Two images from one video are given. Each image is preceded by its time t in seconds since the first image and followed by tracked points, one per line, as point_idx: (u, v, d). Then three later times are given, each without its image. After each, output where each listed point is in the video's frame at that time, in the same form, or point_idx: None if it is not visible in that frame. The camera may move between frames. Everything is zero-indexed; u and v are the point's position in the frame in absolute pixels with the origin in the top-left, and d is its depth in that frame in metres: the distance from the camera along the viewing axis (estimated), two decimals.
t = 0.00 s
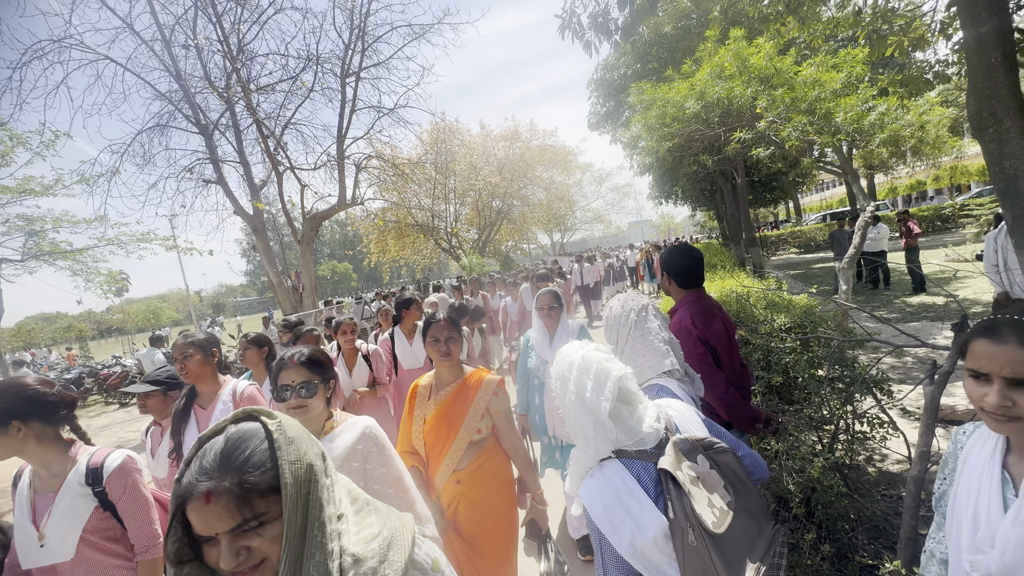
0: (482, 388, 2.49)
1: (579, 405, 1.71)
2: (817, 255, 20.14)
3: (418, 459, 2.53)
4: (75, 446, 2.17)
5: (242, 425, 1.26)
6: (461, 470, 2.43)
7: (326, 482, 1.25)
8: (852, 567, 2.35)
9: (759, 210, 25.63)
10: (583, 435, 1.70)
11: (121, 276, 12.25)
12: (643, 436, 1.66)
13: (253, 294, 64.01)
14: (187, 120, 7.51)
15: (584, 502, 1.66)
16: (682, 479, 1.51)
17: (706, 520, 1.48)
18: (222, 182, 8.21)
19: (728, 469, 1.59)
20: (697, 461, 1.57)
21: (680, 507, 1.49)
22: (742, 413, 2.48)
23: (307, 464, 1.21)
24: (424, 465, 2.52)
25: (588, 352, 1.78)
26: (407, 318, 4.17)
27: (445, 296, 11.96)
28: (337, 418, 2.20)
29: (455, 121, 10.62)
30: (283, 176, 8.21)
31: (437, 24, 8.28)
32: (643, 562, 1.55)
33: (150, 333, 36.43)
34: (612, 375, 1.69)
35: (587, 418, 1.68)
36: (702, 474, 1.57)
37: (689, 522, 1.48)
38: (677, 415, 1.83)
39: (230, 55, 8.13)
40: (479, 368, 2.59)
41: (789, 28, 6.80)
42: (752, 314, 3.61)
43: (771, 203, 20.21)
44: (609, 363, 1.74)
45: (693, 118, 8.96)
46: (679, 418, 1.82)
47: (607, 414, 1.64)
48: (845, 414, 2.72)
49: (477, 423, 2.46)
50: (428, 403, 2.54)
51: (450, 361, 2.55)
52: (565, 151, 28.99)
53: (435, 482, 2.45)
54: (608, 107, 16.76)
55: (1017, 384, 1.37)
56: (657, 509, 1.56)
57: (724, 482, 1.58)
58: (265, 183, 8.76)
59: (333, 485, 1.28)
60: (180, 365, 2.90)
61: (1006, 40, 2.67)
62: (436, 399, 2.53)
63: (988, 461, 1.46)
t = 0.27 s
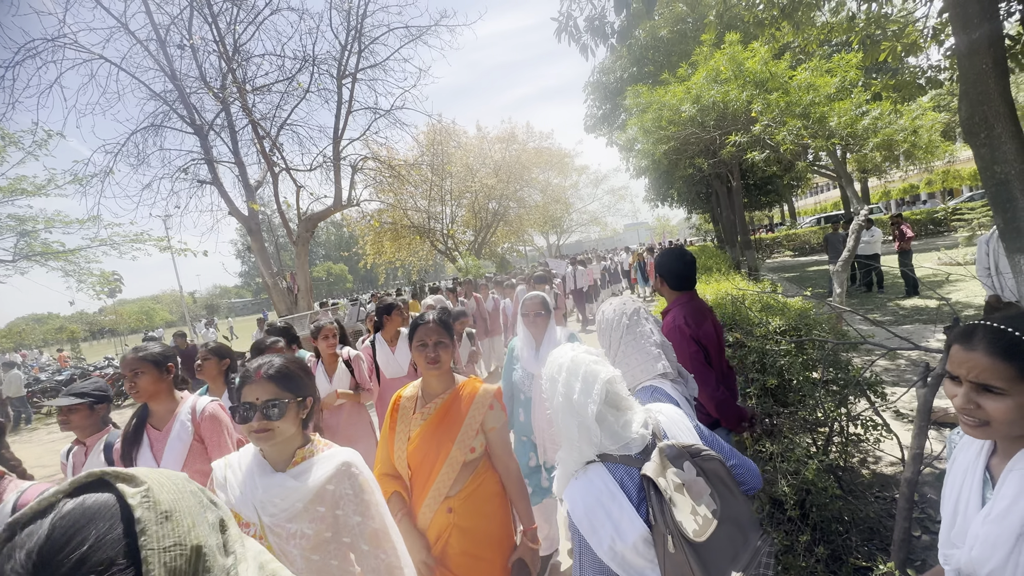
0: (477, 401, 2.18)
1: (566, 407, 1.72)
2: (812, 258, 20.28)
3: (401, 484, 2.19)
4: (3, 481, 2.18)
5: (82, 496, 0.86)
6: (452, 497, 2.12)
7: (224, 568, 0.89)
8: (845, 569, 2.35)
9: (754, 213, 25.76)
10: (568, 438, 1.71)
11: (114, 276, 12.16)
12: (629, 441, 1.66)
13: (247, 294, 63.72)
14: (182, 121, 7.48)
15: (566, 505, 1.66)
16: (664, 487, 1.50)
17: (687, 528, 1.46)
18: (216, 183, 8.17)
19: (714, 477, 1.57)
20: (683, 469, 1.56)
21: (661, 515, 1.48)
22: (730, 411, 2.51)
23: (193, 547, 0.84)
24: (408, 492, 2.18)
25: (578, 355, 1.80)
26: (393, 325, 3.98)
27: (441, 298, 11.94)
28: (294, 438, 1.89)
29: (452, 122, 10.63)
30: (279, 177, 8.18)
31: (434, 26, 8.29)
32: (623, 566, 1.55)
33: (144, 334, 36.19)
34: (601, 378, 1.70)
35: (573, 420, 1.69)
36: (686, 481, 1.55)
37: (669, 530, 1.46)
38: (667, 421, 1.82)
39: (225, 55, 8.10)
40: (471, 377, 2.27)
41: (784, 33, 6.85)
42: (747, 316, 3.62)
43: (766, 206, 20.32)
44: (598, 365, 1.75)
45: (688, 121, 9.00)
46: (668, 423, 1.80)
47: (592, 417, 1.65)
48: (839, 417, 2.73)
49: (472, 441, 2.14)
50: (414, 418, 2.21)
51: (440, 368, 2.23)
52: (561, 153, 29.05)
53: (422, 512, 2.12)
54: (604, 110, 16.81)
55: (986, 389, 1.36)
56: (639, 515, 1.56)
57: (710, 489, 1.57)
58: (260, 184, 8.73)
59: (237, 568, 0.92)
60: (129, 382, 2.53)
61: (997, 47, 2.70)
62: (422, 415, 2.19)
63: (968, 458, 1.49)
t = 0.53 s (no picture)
0: (457, 441, 1.94)
1: (560, 412, 1.72)
2: (808, 261, 20.35)
3: (374, 533, 1.96)
4: None
5: None
6: (434, 546, 1.90)
7: None
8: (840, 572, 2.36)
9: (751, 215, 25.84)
10: (560, 442, 1.71)
11: (111, 277, 12.13)
12: (623, 446, 1.66)
13: (244, 296, 63.59)
14: (179, 122, 7.48)
15: (559, 509, 1.66)
16: (659, 493, 1.50)
17: (681, 535, 1.47)
18: (213, 184, 8.16)
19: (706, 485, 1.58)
20: (675, 476, 1.57)
21: (654, 521, 1.47)
22: (715, 411, 2.55)
23: None
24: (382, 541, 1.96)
25: (573, 359, 1.81)
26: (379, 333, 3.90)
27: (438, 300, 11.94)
28: (224, 486, 1.56)
29: (449, 124, 10.64)
30: (276, 178, 8.18)
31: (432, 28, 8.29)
32: (615, 572, 1.54)
33: (140, 335, 36.07)
34: (595, 383, 1.71)
35: (567, 422, 1.70)
36: (679, 489, 1.56)
37: (660, 536, 1.46)
38: (660, 428, 1.84)
39: (223, 56, 8.10)
40: (449, 409, 2.01)
41: (780, 37, 6.89)
42: (743, 320, 3.63)
43: (763, 209, 20.39)
44: (593, 370, 1.77)
45: (686, 124, 9.03)
46: (662, 431, 1.83)
47: (587, 421, 1.65)
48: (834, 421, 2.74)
49: (455, 481, 1.92)
50: (387, 459, 1.97)
51: (413, 400, 1.99)
52: (559, 155, 29.11)
53: (399, 565, 1.89)
54: (601, 112, 16.84)
55: (957, 390, 1.40)
56: (632, 520, 1.55)
57: (702, 497, 1.57)
58: (258, 185, 8.72)
59: None
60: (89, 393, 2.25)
61: (990, 53, 2.72)
62: (395, 453, 1.96)
63: (954, 457, 1.55)
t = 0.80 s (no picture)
0: (413, 481, 1.62)
1: (563, 411, 1.71)
2: (809, 262, 20.34)
3: None
4: None
5: None
6: None
7: None
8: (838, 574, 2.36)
9: (751, 216, 25.86)
10: (565, 442, 1.70)
11: (112, 277, 12.15)
12: (626, 443, 1.68)
13: (245, 296, 63.66)
14: (181, 122, 7.50)
15: (567, 508, 1.65)
16: (664, 488, 1.57)
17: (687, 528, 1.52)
18: (214, 184, 8.18)
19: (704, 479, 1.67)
20: (677, 473, 1.63)
21: (662, 514, 1.53)
22: (696, 411, 2.61)
23: None
24: None
25: (571, 359, 1.82)
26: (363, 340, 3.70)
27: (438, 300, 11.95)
28: (57, 574, 1.23)
29: (450, 125, 10.66)
30: (277, 178, 8.20)
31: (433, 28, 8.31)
32: (624, 569, 1.54)
33: (141, 334, 36.11)
34: (596, 381, 1.73)
35: (570, 421, 1.69)
36: (681, 484, 1.63)
37: (668, 529, 1.52)
38: (659, 426, 1.88)
39: (224, 56, 8.12)
40: (403, 444, 1.70)
41: (781, 39, 6.91)
42: (741, 321, 3.62)
43: (763, 210, 20.39)
44: (592, 369, 1.78)
45: (686, 125, 9.03)
46: (661, 429, 1.86)
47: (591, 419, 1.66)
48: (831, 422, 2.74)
49: (414, 529, 1.61)
50: (332, 503, 1.68)
51: (365, 435, 1.72)
52: (560, 156, 29.12)
53: None
54: (602, 113, 16.86)
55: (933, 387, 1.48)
56: (639, 514, 1.56)
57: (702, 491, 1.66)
58: (259, 185, 8.74)
59: None
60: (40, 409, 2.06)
61: (989, 55, 2.73)
62: (343, 499, 1.66)
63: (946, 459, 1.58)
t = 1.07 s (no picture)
0: (388, 549, 1.34)
1: (581, 397, 1.73)
2: (813, 262, 20.26)
3: None
4: None
5: None
6: None
7: None
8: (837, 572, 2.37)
9: (755, 216, 25.77)
10: (586, 428, 1.71)
11: (117, 275, 12.24)
12: (641, 429, 1.72)
13: (249, 294, 63.96)
14: (186, 121, 7.56)
15: (583, 489, 1.67)
16: (678, 471, 1.60)
17: (698, 509, 1.56)
18: (219, 183, 8.23)
19: (712, 467, 1.70)
20: (685, 457, 1.66)
21: (675, 494, 1.57)
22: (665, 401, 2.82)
23: None
24: None
25: (590, 349, 1.85)
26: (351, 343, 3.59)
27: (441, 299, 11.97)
28: None
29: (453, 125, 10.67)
30: (281, 177, 8.25)
31: (436, 28, 8.33)
32: (636, 546, 1.60)
33: (146, 332, 36.33)
34: (616, 370, 1.76)
35: (591, 407, 1.70)
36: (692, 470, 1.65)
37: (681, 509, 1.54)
38: (667, 414, 1.92)
39: (230, 56, 8.16)
40: (376, 498, 1.40)
41: (785, 38, 6.90)
42: (744, 321, 3.59)
43: (767, 210, 20.34)
44: (611, 358, 1.81)
45: (689, 125, 9.02)
46: (670, 416, 1.89)
47: (609, 406, 1.69)
48: (833, 422, 2.75)
49: None
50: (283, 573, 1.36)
51: (331, 490, 1.42)
52: (563, 155, 29.09)
53: None
54: (605, 113, 16.83)
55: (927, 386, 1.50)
56: (654, 495, 1.61)
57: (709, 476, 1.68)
58: (263, 184, 8.79)
59: None
60: None
61: (994, 55, 2.73)
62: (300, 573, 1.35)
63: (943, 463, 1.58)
